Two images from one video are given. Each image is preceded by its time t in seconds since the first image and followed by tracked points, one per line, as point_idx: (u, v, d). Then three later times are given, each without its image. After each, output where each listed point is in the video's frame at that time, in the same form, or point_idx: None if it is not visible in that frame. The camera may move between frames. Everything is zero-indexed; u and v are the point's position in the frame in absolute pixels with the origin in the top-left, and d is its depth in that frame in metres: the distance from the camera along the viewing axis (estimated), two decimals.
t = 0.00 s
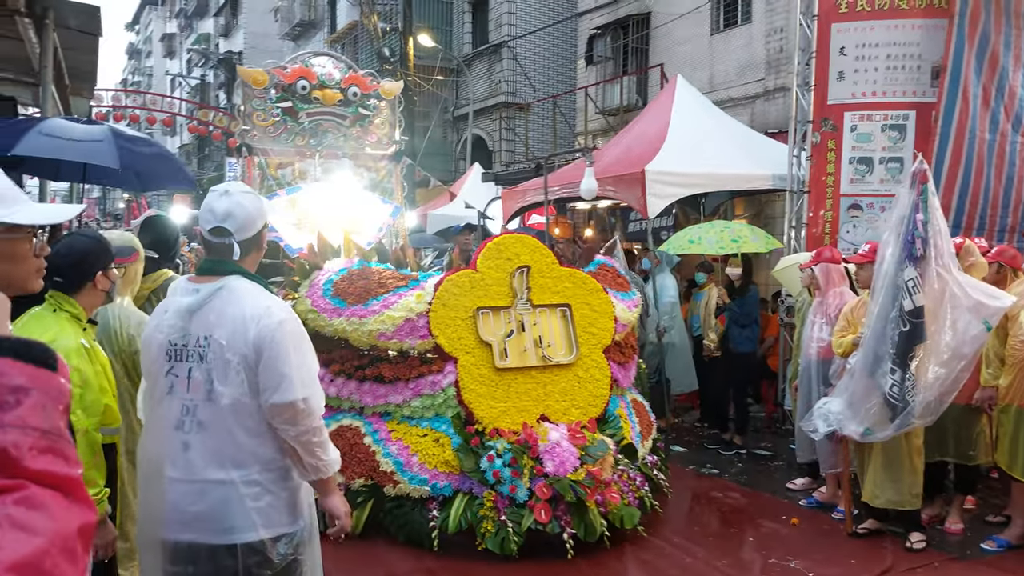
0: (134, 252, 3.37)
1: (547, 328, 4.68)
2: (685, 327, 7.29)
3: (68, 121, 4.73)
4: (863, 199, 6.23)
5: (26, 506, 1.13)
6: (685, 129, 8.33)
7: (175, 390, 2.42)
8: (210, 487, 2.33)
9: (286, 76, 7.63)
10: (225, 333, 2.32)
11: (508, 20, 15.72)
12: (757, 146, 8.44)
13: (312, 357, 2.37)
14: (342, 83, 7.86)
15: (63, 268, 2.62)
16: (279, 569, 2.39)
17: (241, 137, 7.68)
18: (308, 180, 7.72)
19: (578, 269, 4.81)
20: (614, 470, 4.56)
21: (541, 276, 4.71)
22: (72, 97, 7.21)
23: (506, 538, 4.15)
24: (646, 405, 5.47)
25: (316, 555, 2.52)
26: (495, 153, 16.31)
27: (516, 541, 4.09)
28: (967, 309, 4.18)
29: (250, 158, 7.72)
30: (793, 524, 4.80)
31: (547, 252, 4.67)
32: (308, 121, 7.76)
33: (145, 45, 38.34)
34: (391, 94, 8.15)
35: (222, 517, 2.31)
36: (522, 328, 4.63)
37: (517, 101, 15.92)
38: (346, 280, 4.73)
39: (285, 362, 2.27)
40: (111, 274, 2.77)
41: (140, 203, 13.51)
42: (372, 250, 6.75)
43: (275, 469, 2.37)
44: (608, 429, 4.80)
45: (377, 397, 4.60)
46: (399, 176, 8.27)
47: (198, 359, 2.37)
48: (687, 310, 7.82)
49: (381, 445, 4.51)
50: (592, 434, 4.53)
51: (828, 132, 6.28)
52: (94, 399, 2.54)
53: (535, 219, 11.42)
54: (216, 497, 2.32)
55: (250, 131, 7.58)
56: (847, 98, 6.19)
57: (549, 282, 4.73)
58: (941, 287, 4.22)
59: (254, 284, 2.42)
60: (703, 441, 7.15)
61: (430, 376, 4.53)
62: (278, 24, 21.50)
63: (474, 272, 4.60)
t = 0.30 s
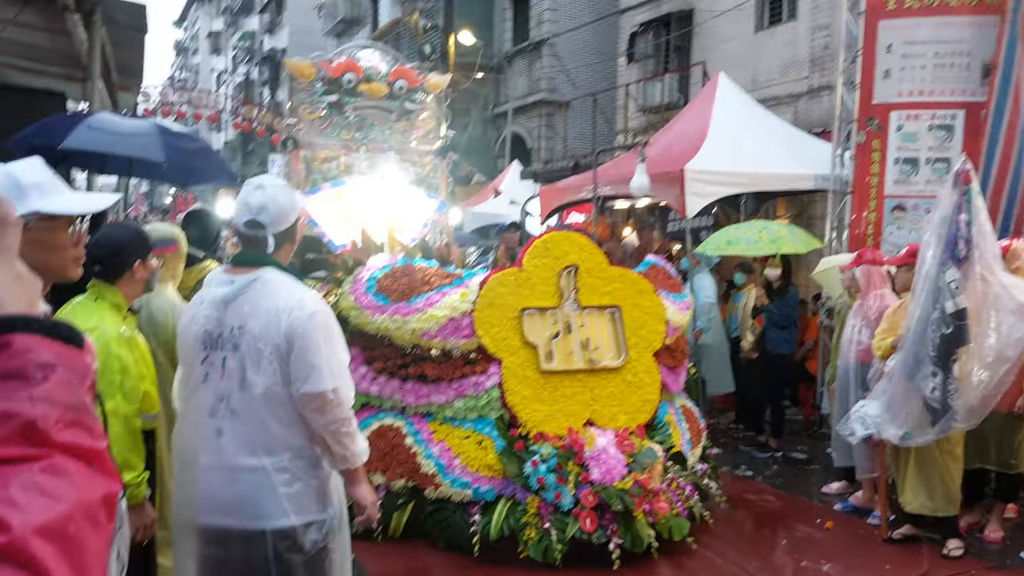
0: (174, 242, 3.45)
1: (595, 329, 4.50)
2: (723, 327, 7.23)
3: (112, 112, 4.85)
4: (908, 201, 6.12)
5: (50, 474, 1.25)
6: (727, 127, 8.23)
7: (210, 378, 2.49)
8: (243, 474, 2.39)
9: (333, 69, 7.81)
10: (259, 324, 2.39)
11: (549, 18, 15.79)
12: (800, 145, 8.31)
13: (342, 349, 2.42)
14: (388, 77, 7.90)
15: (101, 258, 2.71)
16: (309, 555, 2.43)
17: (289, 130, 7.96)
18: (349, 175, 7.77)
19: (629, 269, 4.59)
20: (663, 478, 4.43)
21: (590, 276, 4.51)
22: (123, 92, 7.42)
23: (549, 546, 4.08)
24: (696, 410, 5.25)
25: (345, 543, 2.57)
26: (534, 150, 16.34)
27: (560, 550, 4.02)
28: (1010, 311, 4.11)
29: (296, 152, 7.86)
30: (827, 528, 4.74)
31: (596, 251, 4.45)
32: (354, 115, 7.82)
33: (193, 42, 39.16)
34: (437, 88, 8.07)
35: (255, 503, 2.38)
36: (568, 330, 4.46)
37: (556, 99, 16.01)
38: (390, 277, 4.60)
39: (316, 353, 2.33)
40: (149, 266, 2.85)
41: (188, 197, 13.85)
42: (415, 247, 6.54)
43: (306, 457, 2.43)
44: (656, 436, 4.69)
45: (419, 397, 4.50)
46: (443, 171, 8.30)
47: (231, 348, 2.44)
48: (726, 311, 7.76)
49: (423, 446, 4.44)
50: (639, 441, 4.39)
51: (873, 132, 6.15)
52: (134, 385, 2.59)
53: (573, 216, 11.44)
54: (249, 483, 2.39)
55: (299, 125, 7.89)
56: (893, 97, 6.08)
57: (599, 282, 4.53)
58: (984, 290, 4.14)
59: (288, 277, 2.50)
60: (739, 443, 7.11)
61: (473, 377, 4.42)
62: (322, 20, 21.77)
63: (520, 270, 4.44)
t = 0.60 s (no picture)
0: (210, 237, 3.65)
1: (646, 329, 4.34)
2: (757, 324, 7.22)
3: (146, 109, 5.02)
4: (946, 197, 6.08)
5: (83, 454, 1.00)
6: (761, 122, 8.23)
7: (243, 371, 2.61)
8: (276, 465, 2.50)
9: (375, 62, 7.89)
10: (289, 317, 2.50)
11: (584, 15, 15.73)
12: (836, 141, 8.25)
13: (371, 342, 2.50)
14: (431, 70, 8.05)
15: (140, 252, 2.84)
16: (342, 546, 2.54)
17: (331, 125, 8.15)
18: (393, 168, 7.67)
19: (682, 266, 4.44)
20: (718, 487, 4.28)
21: (641, 274, 4.36)
22: (164, 91, 7.64)
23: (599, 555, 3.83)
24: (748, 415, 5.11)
25: (377, 535, 2.65)
26: (568, 147, 16.40)
27: (611, 561, 3.76)
28: None
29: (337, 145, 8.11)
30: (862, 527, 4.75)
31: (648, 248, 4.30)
32: (396, 108, 8.06)
33: (232, 41, 39.92)
34: (480, 82, 8.27)
35: (287, 493, 2.48)
36: (619, 330, 4.28)
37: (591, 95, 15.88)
38: (433, 273, 4.43)
39: (345, 347, 2.41)
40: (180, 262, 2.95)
41: (228, 194, 14.18)
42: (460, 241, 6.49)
43: (337, 449, 2.53)
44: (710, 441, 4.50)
45: (464, 397, 4.28)
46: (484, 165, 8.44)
47: (264, 341, 2.55)
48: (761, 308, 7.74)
49: (467, 449, 4.21)
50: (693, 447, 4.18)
51: (910, 127, 6.12)
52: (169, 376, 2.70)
53: (607, 213, 11.50)
54: (282, 474, 2.49)
55: (340, 118, 8.05)
56: (930, 92, 6.03)
57: (650, 281, 4.38)
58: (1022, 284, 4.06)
59: (318, 271, 2.58)
60: (772, 441, 7.10)
61: (520, 378, 4.19)
62: (359, 19, 22.06)
63: (569, 268, 4.27)
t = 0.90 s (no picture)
0: (205, 237, 3.69)
1: (665, 330, 4.15)
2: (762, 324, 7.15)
3: (138, 108, 5.05)
4: (946, 196, 6.09)
5: (74, 451, 0.96)
6: (762, 121, 8.24)
7: (243, 371, 2.62)
8: (276, 466, 2.50)
9: (379, 58, 7.82)
10: (286, 316, 2.51)
11: (584, 14, 15.72)
12: (836, 141, 8.26)
13: (368, 342, 2.49)
14: (437, 66, 7.96)
15: (139, 252, 2.84)
16: (343, 548, 2.53)
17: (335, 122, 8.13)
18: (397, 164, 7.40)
19: (700, 265, 4.24)
20: (743, 497, 4.06)
21: (659, 273, 4.16)
22: (162, 91, 7.62)
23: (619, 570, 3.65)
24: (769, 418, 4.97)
25: (378, 537, 2.65)
26: (569, 147, 16.40)
27: None
28: None
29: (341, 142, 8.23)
30: (863, 526, 4.76)
31: (665, 246, 4.11)
32: (401, 105, 7.98)
33: (230, 40, 39.87)
34: (487, 78, 8.22)
35: (288, 496, 2.49)
36: (636, 332, 4.09)
37: (592, 95, 15.90)
38: (442, 273, 4.16)
39: (343, 347, 2.41)
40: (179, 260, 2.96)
41: (225, 193, 14.15)
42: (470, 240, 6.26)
43: (338, 451, 2.53)
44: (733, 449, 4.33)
45: (474, 404, 4.05)
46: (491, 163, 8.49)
47: (263, 342, 2.56)
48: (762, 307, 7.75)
49: (478, 459, 3.98)
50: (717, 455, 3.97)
51: (910, 127, 6.14)
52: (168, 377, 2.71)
53: (608, 212, 11.52)
54: (282, 475, 2.49)
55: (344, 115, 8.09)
56: (930, 92, 6.03)
57: (668, 281, 4.18)
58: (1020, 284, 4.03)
59: (315, 271, 2.58)
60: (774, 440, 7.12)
61: (534, 384, 3.99)
62: (359, 19, 22.03)
63: (584, 268, 4.07)
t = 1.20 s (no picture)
0: (200, 240, 3.68)
1: (683, 335, 3.77)
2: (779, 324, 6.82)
3: (132, 110, 5.03)
4: (943, 197, 6.09)
5: (66, 447, 0.98)
6: (760, 122, 8.24)
7: (240, 373, 2.61)
8: (273, 468, 2.50)
9: (383, 54, 7.78)
10: (283, 318, 2.49)
11: (581, 16, 15.73)
12: (833, 142, 8.27)
13: (364, 345, 2.47)
14: (442, 63, 7.93)
15: (136, 254, 2.83)
16: (339, 551, 2.52)
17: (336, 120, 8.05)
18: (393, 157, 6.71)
19: (720, 265, 3.88)
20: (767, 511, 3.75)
21: (677, 275, 3.78)
22: (158, 92, 7.58)
23: None
24: (788, 427, 4.63)
25: (375, 540, 2.64)
26: (567, 148, 16.39)
27: None
28: None
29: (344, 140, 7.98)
30: (861, 527, 4.76)
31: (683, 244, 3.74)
32: (405, 102, 7.97)
33: (226, 43, 39.79)
34: (492, 75, 8.07)
35: (285, 498, 2.48)
36: (654, 337, 3.71)
37: (589, 96, 15.90)
38: (449, 275, 3.79)
39: (339, 349, 2.40)
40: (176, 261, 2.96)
41: (221, 195, 14.06)
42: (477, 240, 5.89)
43: (335, 453, 2.52)
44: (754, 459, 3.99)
45: (483, 413, 3.69)
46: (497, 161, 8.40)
47: (259, 343, 2.55)
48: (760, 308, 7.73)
49: (487, 471, 3.61)
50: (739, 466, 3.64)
51: (906, 128, 6.14)
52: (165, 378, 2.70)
53: (605, 213, 11.50)
54: (279, 477, 2.48)
55: (346, 112, 8.01)
56: (927, 92, 6.04)
57: (686, 282, 3.81)
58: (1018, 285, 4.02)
59: (313, 273, 2.58)
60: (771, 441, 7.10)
61: (546, 392, 3.63)
62: (355, 21, 21.99)
63: (597, 268, 3.69)
